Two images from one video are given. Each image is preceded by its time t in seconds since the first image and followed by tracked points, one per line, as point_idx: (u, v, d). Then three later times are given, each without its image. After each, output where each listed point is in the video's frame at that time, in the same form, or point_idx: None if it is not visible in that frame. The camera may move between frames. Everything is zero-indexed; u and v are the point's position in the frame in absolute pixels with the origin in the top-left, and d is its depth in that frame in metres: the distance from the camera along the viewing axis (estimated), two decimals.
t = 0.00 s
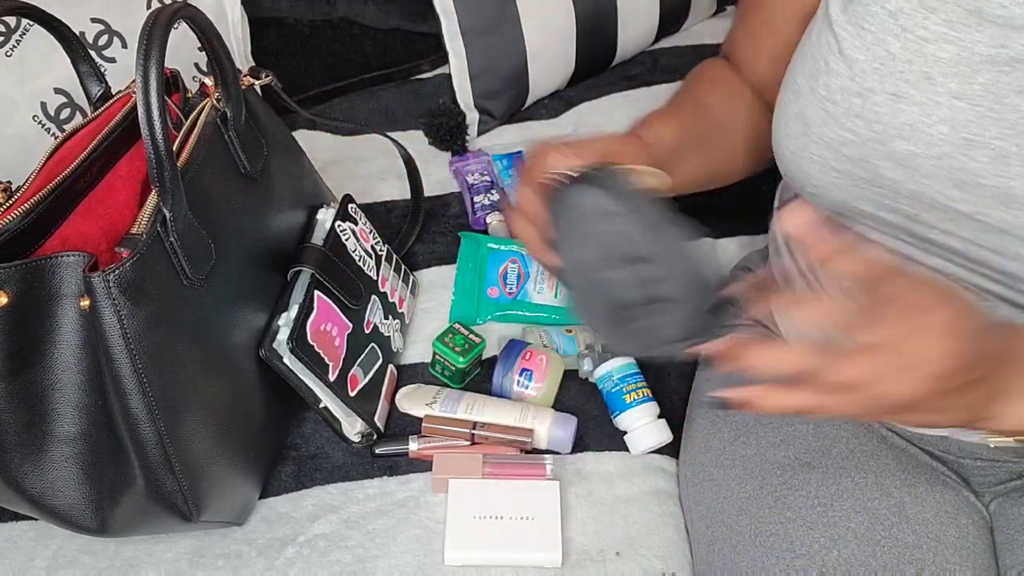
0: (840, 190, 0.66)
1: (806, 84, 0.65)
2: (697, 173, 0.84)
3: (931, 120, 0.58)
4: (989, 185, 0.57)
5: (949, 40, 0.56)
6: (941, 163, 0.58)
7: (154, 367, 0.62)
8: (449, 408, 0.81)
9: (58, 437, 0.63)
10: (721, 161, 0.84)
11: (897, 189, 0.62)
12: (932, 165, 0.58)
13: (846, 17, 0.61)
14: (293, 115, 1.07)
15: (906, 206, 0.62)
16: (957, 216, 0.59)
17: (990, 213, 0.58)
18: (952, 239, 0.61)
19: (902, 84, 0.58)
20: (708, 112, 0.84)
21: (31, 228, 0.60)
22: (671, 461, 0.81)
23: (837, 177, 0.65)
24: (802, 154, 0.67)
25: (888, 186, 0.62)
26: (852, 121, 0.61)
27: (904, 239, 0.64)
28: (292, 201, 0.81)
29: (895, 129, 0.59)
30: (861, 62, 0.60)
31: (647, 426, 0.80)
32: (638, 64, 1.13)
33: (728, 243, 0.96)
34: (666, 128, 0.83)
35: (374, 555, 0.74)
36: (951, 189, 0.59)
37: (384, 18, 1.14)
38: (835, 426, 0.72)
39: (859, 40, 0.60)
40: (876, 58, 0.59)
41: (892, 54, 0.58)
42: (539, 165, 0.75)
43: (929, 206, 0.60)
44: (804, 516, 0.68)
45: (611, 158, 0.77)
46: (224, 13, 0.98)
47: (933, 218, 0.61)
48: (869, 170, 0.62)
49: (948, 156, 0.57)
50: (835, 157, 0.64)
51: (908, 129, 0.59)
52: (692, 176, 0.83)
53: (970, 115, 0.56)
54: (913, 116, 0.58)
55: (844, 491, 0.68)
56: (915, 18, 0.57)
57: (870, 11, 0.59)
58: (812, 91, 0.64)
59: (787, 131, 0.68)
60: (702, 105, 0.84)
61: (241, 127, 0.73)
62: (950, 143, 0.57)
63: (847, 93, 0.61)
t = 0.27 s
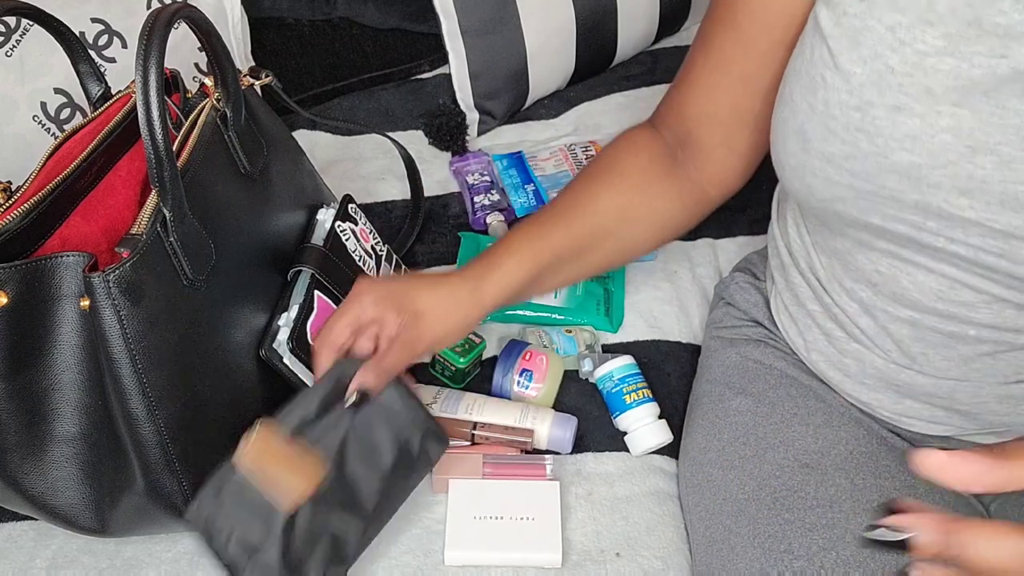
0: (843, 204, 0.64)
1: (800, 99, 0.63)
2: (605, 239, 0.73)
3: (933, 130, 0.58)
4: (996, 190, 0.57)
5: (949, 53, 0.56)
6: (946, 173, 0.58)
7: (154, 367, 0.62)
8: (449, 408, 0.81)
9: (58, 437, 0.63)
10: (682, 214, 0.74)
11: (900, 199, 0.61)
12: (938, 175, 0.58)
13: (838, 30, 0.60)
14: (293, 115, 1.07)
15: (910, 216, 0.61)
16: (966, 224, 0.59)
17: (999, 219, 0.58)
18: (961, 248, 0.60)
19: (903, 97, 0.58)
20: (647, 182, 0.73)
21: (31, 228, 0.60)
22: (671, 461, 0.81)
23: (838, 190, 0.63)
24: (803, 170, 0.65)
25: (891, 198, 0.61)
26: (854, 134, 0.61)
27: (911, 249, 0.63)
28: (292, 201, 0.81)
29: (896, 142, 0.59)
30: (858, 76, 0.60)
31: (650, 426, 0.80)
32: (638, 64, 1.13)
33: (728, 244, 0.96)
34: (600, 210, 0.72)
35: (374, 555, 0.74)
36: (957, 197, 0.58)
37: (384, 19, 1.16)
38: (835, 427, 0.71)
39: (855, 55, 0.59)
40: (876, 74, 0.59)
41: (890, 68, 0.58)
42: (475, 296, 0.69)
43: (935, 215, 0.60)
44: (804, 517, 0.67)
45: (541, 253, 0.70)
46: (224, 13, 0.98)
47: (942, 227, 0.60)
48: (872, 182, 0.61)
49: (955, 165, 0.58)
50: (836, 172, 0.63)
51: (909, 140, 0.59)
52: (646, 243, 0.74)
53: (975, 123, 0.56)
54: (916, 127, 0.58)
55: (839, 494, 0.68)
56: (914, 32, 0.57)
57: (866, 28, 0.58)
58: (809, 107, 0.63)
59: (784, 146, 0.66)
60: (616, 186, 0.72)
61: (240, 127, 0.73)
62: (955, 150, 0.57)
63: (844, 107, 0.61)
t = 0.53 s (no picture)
0: (835, 219, 0.64)
1: (789, 115, 0.63)
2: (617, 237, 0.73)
3: (925, 147, 0.57)
4: (987, 208, 0.57)
5: (940, 67, 0.56)
6: (938, 190, 0.58)
7: (155, 367, 0.62)
8: (449, 408, 0.81)
9: (58, 437, 0.63)
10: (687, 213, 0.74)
11: (890, 215, 0.61)
12: (930, 193, 0.58)
13: (826, 45, 0.60)
14: (293, 116, 1.07)
15: (903, 233, 0.61)
16: (959, 240, 0.59)
17: (992, 236, 0.58)
18: (953, 262, 0.60)
19: (893, 113, 0.58)
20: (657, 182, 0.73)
21: (30, 228, 0.60)
22: (671, 461, 0.81)
23: (832, 207, 0.63)
24: (795, 185, 0.65)
25: (883, 213, 0.61)
26: (844, 151, 0.61)
27: (905, 263, 0.63)
28: (292, 201, 0.81)
29: (887, 159, 0.59)
30: (847, 93, 0.60)
31: (652, 430, 0.80)
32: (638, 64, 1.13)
33: (727, 244, 0.97)
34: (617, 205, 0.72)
35: (374, 555, 0.74)
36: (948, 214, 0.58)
37: (384, 19, 1.17)
38: (832, 428, 0.71)
39: (844, 70, 0.59)
40: (866, 88, 0.59)
41: (879, 83, 0.58)
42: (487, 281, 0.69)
43: (927, 230, 0.60)
44: (802, 520, 0.67)
45: (555, 253, 0.71)
46: (224, 13, 0.98)
47: (933, 242, 0.60)
48: (863, 200, 0.61)
49: (945, 182, 0.57)
50: (828, 189, 0.63)
51: (900, 157, 0.58)
52: (656, 243, 0.75)
53: (966, 142, 0.56)
54: (906, 144, 0.58)
55: (837, 496, 0.67)
56: (902, 48, 0.57)
57: (854, 41, 0.59)
58: (798, 122, 0.63)
59: (775, 162, 0.66)
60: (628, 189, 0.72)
61: (240, 126, 0.73)
62: (945, 168, 0.57)
63: (835, 124, 0.61)
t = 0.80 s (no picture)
0: (820, 208, 0.64)
1: (781, 104, 0.64)
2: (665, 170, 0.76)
3: (907, 138, 0.58)
4: (965, 203, 0.57)
5: (923, 57, 0.56)
6: (918, 182, 0.58)
7: (154, 367, 0.62)
8: (449, 408, 0.81)
9: (58, 437, 0.63)
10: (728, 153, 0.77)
11: (874, 205, 0.61)
12: (911, 184, 0.59)
13: (819, 34, 0.61)
14: (293, 115, 1.07)
15: (886, 224, 0.62)
16: (939, 234, 0.59)
17: (968, 232, 0.58)
18: (933, 256, 0.60)
19: (878, 103, 0.58)
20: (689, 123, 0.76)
21: (30, 228, 0.60)
22: (671, 461, 0.81)
23: (816, 194, 0.64)
24: (783, 172, 0.65)
25: (867, 203, 0.61)
26: (830, 140, 0.61)
27: (890, 257, 0.63)
28: (292, 201, 0.81)
29: (871, 148, 0.59)
30: (836, 81, 0.60)
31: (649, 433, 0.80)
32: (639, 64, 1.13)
33: (727, 244, 0.96)
34: (660, 142, 0.75)
35: (374, 555, 0.74)
36: (928, 207, 0.59)
37: (385, 19, 1.16)
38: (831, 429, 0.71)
39: (833, 59, 0.60)
40: (852, 77, 0.59)
41: (865, 73, 0.58)
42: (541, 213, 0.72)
43: (908, 223, 0.60)
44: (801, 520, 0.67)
45: (603, 186, 0.74)
46: (224, 13, 0.98)
47: (915, 236, 0.61)
48: (846, 188, 0.62)
49: (925, 174, 0.58)
50: (813, 175, 0.63)
51: (883, 147, 0.59)
52: (701, 183, 0.78)
53: (946, 135, 0.56)
54: (889, 135, 0.58)
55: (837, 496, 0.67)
56: (888, 36, 0.57)
57: (843, 30, 0.59)
58: (789, 110, 0.63)
59: (766, 148, 0.66)
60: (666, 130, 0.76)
61: (240, 126, 0.73)
62: (926, 161, 0.57)
63: (822, 112, 0.61)
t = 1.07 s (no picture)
0: (814, 200, 0.65)
1: (779, 96, 0.65)
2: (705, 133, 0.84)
3: (899, 130, 0.58)
4: (955, 196, 0.57)
5: (916, 49, 0.56)
6: (910, 174, 0.58)
7: (155, 367, 0.62)
8: (449, 408, 0.81)
9: (58, 437, 0.63)
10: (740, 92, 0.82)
11: (866, 197, 0.61)
12: (903, 177, 0.59)
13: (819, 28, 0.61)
14: (293, 115, 1.07)
15: (877, 216, 0.61)
16: (929, 228, 0.59)
17: (958, 225, 0.58)
18: (922, 249, 0.60)
19: (873, 96, 0.58)
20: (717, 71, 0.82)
21: (30, 228, 0.60)
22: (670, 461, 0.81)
23: (810, 185, 0.64)
24: (780, 164, 0.65)
25: (861, 196, 0.61)
26: (825, 132, 0.61)
27: (881, 249, 0.63)
28: (292, 202, 0.81)
29: (864, 140, 0.59)
30: (832, 74, 0.60)
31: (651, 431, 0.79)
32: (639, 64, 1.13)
33: (727, 244, 0.96)
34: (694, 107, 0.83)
35: (374, 554, 0.74)
36: (919, 201, 0.59)
37: (385, 19, 1.16)
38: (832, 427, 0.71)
39: (830, 51, 0.60)
40: (846, 69, 0.59)
41: (860, 64, 0.59)
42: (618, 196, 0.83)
43: (900, 215, 0.60)
44: (803, 514, 0.68)
45: (676, 152, 0.84)
46: (224, 13, 0.98)
47: (906, 228, 0.61)
48: (840, 180, 0.62)
49: (917, 168, 0.58)
50: (808, 167, 0.63)
51: (877, 140, 0.59)
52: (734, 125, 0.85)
53: (938, 127, 0.57)
54: (882, 127, 0.58)
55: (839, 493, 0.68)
56: (882, 28, 0.57)
57: (840, 22, 0.59)
58: (786, 101, 0.64)
59: (764, 140, 0.67)
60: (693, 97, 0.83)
61: (240, 126, 0.73)
62: (918, 153, 0.58)
63: (818, 104, 0.61)
